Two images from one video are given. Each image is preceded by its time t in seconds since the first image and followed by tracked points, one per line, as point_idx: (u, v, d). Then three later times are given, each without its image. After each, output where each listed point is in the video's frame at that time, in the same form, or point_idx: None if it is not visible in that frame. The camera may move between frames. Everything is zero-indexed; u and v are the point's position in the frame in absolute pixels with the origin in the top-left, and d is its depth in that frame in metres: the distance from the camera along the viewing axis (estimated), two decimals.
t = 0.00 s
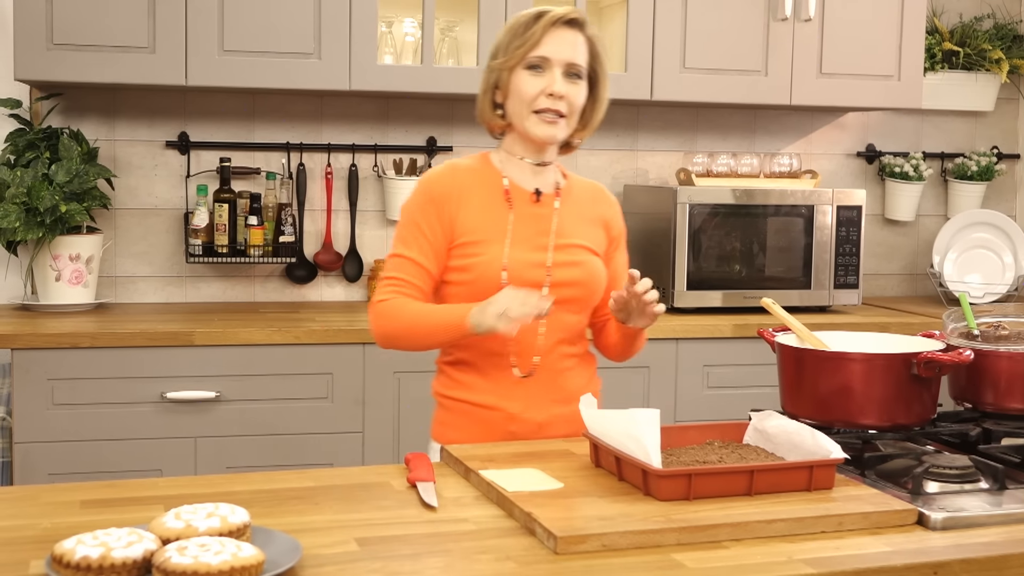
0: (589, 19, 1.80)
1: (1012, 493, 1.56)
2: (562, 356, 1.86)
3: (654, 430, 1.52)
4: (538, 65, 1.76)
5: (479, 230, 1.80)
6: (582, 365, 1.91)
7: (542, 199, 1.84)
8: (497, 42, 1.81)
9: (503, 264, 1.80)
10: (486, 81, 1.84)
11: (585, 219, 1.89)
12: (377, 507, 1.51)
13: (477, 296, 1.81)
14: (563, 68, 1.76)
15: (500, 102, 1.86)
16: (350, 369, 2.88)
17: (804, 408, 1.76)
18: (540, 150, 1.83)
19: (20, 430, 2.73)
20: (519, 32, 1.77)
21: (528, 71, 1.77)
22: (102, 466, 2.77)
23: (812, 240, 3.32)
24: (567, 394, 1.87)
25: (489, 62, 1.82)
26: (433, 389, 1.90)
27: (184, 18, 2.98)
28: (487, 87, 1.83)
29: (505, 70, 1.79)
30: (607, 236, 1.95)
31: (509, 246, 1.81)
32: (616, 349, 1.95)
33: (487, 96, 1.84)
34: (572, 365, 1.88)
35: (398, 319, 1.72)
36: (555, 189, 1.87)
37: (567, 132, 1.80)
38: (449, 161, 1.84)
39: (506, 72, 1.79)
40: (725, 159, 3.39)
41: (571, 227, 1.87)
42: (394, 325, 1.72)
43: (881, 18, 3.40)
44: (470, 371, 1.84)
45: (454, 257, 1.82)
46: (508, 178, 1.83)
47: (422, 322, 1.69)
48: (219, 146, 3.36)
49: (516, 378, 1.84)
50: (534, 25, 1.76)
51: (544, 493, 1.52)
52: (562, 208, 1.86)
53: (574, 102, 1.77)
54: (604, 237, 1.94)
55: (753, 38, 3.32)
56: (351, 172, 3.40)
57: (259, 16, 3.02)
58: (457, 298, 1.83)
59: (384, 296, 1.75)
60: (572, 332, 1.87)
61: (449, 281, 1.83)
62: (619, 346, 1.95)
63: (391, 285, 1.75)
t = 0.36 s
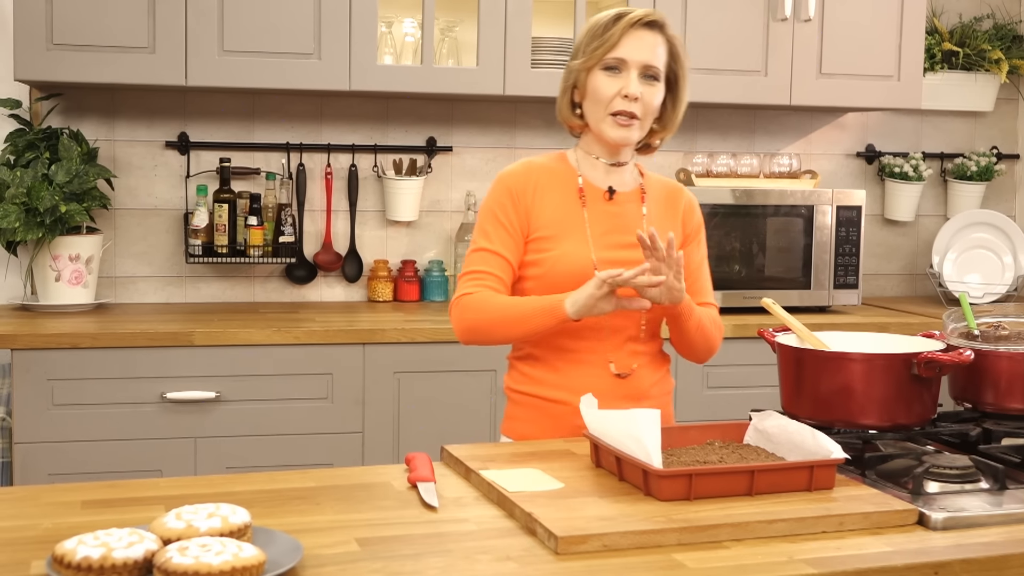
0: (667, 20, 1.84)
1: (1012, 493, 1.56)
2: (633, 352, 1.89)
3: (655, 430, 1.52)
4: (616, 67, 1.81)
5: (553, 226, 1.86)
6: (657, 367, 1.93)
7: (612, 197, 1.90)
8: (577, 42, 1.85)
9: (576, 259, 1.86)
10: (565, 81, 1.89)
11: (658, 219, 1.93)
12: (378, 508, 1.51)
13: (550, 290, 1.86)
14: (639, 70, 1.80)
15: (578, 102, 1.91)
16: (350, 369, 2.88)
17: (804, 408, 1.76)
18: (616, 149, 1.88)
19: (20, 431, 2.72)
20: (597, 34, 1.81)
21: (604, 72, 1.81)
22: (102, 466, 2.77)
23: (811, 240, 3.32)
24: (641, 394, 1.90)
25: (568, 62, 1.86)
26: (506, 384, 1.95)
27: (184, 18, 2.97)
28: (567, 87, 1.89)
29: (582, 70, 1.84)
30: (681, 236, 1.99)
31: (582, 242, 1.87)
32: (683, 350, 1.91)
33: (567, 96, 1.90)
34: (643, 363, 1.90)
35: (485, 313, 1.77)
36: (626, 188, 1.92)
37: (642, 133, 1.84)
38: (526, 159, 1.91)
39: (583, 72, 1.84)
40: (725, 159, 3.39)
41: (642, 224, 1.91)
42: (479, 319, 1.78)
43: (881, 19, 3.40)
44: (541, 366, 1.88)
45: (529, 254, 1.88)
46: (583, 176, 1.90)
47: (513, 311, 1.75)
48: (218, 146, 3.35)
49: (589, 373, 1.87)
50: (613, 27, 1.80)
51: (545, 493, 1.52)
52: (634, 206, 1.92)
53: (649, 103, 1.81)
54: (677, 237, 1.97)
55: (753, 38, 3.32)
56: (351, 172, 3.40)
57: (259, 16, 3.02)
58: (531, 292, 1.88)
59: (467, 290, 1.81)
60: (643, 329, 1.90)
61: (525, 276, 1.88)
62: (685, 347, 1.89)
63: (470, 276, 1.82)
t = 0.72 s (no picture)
0: (694, 24, 1.83)
1: (1006, 493, 1.56)
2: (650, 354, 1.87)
3: (649, 430, 1.52)
4: (641, 69, 1.80)
5: (570, 226, 1.86)
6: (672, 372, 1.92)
7: (634, 197, 1.89)
8: (603, 43, 1.85)
9: (595, 258, 1.85)
10: (591, 81, 1.89)
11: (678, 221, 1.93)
12: (373, 509, 1.51)
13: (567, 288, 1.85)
14: (664, 73, 1.79)
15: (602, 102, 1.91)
16: (345, 370, 2.88)
17: (799, 408, 1.77)
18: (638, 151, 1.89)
19: (14, 432, 2.72)
20: (624, 35, 1.81)
21: (629, 74, 1.81)
22: (96, 467, 2.76)
23: (805, 240, 3.33)
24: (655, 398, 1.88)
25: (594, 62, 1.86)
26: (521, 384, 1.94)
27: (178, 18, 2.97)
28: (592, 87, 1.89)
29: (608, 71, 1.84)
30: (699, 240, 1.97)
31: (599, 240, 1.86)
32: (696, 352, 1.90)
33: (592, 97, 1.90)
34: (659, 364, 1.88)
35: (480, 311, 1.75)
36: (647, 188, 1.92)
37: (664, 136, 1.84)
38: (546, 158, 1.92)
39: (608, 73, 1.84)
40: (720, 159, 3.40)
41: (660, 226, 1.91)
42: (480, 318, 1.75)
43: (875, 20, 3.41)
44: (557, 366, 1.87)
45: (547, 251, 1.87)
46: (603, 176, 1.90)
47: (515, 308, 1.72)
48: (214, 147, 3.35)
49: (605, 376, 1.85)
50: (640, 29, 1.80)
51: (539, 493, 1.52)
52: (655, 208, 1.91)
53: (672, 106, 1.80)
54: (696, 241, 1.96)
55: (748, 38, 3.33)
56: (346, 172, 3.40)
57: (254, 17, 3.01)
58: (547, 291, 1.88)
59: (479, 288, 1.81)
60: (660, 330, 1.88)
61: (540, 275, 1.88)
62: (697, 349, 1.90)
63: (485, 275, 1.82)
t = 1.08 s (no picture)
0: (666, 25, 1.83)
1: (988, 492, 1.56)
2: (632, 353, 1.87)
3: (632, 430, 1.52)
4: (613, 72, 1.80)
5: (546, 227, 1.86)
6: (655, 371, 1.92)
7: (610, 196, 1.90)
8: (576, 45, 1.85)
9: (571, 259, 1.85)
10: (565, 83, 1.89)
11: (657, 218, 1.93)
12: (356, 509, 1.50)
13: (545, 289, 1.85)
14: (637, 76, 1.79)
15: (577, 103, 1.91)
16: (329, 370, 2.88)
17: (782, 408, 1.77)
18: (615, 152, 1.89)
19: None
20: (595, 38, 1.81)
21: (602, 77, 1.81)
22: (80, 469, 2.75)
23: (788, 240, 3.33)
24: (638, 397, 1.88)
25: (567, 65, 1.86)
26: (506, 388, 1.94)
27: (161, 18, 2.96)
28: (566, 89, 1.89)
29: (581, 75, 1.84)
30: (681, 237, 1.97)
31: (575, 241, 1.86)
32: (679, 352, 1.90)
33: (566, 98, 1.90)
34: (641, 364, 1.88)
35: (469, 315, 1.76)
36: (624, 187, 1.92)
37: (639, 137, 1.84)
38: (521, 162, 1.92)
39: (582, 76, 1.84)
40: (703, 159, 3.40)
41: (638, 225, 1.91)
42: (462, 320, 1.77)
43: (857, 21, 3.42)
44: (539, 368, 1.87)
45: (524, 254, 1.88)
46: (579, 177, 1.90)
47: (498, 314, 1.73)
48: (197, 147, 3.34)
49: (585, 376, 1.86)
50: (612, 31, 1.80)
51: (522, 493, 1.52)
52: (632, 206, 1.91)
53: (646, 109, 1.80)
54: (677, 239, 1.96)
55: (731, 39, 3.33)
56: (329, 172, 3.39)
57: (237, 17, 3.01)
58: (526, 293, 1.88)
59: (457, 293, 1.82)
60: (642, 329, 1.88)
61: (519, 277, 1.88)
62: (679, 350, 1.89)
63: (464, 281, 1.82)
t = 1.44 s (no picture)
0: (644, 30, 1.82)
1: (967, 490, 1.57)
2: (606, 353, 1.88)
3: (613, 429, 1.52)
4: (589, 78, 1.80)
5: (520, 227, 1.86)
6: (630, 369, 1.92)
7: (583, 195, 1.90)
8: (552, 46, 1.84)
9: (544, 259, 1.85)
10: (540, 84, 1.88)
11: (631, 217, 1.93)
12: (337, 510, 1.50)
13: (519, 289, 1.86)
14: (612, 82, 1.79)
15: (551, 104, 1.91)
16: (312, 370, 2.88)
17: (762, 407, 1.77)
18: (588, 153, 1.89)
19: None
20: (573, 42, 1.79)
21: (577, 83, 1.80)
22: (62, 470, 2.74)
23: (769, 239, 3.34)
24: (612, 396, 1.89)
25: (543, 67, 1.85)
26: (484, 387, 1.95)
27: (141, 17, 2.96)
28: (541, 90, 1.89)
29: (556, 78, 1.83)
30: (656, 235, 1.98)
31: (548, 240, 1.87)
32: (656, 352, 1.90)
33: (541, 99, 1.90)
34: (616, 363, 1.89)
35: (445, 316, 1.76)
36: (597, 187, 1.92)
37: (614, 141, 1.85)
38: (495, 162, 1.92)
39: (557, 80, 1.83)
40: (683, 159, 3.41)
41: (612, 224, 1.91)
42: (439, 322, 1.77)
43: (837, 21, 3.43)
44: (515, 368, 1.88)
45: (498, 254, 1.88)
46: (552, 177, 1.91)
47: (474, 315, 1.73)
48: (177, 146, 3.33)
49: (558, 375, 1.87)
50: (590, 36, 1.78)
51: (503, 493, 1.52)
52: (606, 206, 1.91)
53: (621, 115, 1.80)
54: (652, 236, 1.96)
55: (711, 38, 3.34)
56: (310, 172, 3.39)
57: (216, 16, 3.00)
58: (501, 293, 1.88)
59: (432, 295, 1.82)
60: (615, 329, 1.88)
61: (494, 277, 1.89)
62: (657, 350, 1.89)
63: (440, 282, 1.83)
